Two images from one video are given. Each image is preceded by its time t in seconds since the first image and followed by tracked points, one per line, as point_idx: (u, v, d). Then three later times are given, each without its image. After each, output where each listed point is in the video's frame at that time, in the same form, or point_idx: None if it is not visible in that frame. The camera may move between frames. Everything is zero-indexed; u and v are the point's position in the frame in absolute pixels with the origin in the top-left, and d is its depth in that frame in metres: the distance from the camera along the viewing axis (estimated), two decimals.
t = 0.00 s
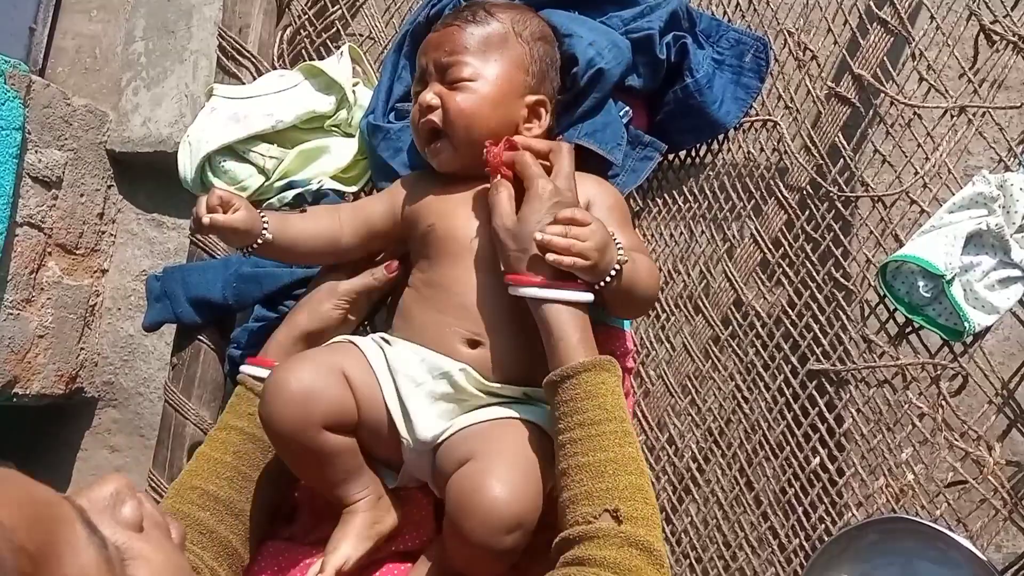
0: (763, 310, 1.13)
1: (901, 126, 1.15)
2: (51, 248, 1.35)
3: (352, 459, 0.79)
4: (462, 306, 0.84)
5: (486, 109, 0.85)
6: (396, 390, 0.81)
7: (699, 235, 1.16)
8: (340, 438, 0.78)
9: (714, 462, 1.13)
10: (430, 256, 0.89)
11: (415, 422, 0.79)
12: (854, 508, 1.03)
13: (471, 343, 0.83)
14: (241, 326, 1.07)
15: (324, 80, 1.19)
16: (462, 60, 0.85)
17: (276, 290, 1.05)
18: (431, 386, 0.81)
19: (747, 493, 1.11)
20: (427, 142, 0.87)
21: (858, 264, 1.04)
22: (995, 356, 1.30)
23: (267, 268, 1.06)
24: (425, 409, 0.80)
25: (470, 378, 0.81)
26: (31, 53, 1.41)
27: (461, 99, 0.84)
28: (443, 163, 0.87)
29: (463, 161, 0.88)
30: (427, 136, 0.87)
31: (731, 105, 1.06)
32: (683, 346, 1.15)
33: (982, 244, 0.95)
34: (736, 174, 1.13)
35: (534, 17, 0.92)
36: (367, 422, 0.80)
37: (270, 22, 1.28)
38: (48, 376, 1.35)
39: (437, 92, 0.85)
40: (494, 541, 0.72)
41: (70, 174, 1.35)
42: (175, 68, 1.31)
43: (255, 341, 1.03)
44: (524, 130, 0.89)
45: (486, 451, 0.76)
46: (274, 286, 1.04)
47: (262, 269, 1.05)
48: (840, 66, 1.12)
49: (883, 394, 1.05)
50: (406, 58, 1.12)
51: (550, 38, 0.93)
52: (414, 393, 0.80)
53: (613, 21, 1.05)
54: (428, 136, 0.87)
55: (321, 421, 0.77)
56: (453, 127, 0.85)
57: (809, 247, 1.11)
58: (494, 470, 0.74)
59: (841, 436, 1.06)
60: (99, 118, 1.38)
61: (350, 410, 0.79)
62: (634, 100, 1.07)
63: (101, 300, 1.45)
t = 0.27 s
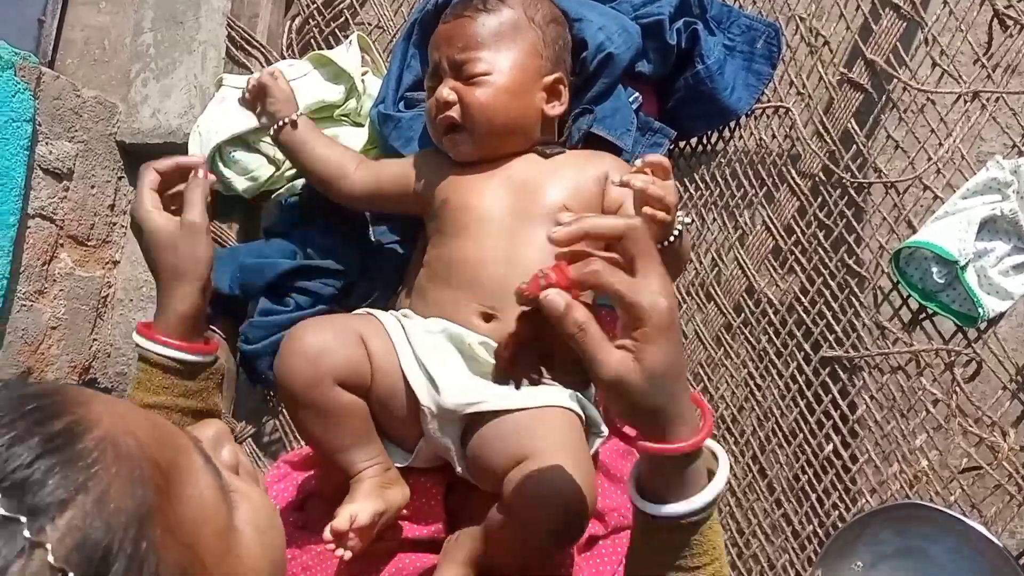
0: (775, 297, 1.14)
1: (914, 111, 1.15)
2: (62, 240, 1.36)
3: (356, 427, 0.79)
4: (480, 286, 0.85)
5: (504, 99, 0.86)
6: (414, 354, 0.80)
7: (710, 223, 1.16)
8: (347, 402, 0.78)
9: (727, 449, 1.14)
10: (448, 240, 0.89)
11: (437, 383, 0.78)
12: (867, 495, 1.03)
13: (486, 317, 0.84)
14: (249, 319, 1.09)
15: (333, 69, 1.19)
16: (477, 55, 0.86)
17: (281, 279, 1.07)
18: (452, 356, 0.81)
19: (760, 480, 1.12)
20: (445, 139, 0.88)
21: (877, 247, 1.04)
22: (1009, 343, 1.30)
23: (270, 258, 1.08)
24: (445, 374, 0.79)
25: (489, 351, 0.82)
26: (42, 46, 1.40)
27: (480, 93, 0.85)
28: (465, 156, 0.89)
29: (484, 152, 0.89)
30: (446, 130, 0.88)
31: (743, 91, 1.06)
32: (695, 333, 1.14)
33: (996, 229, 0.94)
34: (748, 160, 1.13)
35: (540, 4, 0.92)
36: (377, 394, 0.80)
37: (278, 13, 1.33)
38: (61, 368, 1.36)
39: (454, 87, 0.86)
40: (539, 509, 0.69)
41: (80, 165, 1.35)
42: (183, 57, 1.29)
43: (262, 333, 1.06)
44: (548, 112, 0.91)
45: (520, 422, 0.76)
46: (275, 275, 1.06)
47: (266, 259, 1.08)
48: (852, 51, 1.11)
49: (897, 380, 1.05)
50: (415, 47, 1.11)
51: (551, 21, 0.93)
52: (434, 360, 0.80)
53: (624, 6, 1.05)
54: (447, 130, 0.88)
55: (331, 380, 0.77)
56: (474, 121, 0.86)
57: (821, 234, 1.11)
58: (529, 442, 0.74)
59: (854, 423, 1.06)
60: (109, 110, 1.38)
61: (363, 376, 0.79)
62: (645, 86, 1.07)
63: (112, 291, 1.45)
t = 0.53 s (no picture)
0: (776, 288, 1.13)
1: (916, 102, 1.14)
2: (61, 235, 1.35)
3: (351, 385, 0.79)
4: (480, 270, 0.88)
5: (557, 99, 0.91)
6: (418, 333, 0.82)
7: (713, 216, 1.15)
8: (352, 358, 0.79)
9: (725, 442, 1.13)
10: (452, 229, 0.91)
11: (436, 361, 0.80)
12: (867, 486, 1.03)
13: (485, 301, 0.87)
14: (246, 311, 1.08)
15: (333, 62, 1.19)
16: (537, 58, 0.90)
17: (278, 271, 1.07)
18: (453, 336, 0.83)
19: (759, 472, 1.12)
20: (490, 136, 0.91)
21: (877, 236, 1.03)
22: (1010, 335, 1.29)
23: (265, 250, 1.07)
24: (449, 353, 0.81)
25: (492, 334, 0.83)
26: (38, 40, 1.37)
27: (536, 93, 0.90)
28: (511, 153, 0.92)
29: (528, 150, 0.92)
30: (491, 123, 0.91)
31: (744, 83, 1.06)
32: (695, 324, 1.15)
33: (998, 220, 0.94)
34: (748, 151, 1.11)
35: None
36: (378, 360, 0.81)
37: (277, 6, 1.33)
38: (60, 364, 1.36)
39: (511, 85, 0.89)
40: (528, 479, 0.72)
41: (79, 160, 1.35)
42: (183, 54, 1.37)
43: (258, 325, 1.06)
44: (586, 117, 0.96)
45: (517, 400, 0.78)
46: (271, 268, 1.06)
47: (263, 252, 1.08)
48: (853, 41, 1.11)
49: (897, 370, 1.04)
50: (416, 36, 1.11)
51: (587, 19, 0.95)
52: (437, 339, 0.82)
53: None
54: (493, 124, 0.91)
55: (342, 333, 0.79)
56: (530, 118, 0.90)
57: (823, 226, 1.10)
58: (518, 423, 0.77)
59: (853, 414, 1.05)
60: (108, 105, 1.38)
61: (369, 339, 0.81)
62: (647, 77, 1.07)
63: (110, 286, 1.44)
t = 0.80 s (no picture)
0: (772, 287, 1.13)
1: (908, 96, 1.14)
2: (56, 245, 1.35)
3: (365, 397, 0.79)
4: (473, 274, 0.88)
5: (552, 99, 0.89)
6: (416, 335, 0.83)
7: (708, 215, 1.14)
8: (357, 370, 0.79)
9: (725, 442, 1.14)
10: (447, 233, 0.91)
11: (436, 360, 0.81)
12: (866, 484, 1.03)
13: (476, 302, 0.87)
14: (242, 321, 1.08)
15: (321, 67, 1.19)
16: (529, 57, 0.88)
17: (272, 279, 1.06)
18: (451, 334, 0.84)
19: (759, 472, 1.11)
20: (486, 134, 0.89)
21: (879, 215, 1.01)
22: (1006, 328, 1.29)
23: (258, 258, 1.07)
24: (449, 354, 0.82)
25: (489, 332, 0.83)
26: (29, 49, 1.35)
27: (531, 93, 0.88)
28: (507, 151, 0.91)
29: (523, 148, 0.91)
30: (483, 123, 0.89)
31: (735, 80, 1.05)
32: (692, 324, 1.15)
33: (990, 214, 0.94)
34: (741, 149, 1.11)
35: None
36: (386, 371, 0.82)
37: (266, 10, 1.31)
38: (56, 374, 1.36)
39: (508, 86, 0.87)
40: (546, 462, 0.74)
41: (72, 170, 1.35)
42: (173, 59, 1.36)
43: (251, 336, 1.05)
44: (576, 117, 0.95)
45: (522, 379, 0.79)
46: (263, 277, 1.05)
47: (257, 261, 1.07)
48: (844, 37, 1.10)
49: (893, 368, 1.04)
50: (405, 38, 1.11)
51: (578, 18, 0.94)
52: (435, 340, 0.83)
53: None
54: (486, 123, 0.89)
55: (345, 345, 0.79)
56: (527, 119, 0.88)
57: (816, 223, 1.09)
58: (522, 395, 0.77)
59: (851, 412, 1.05)
60: (99, 113, 1.37)
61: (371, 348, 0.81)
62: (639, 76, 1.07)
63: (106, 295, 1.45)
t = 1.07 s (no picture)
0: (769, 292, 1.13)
1: (905, 105, 1.15)
2: (56, 246, 1.36)
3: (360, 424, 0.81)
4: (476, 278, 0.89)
5: (555, 106, 0.90)
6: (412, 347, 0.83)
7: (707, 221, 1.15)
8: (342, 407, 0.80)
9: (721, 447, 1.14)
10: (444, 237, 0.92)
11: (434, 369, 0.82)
12: (861, 490, 1.03)
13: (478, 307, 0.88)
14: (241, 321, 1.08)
15: (323, 72, 1.20)
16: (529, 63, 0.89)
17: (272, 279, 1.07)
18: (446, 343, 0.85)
19: (755, 477, 1.12)
20: (490, 146, 0.92)
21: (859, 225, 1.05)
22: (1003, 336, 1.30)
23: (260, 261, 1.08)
24: (446, 363, 0.83)
25: (488, 337, 0.85)
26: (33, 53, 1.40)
27: (535, 101, 0.89)
28: (512, 159, 0.92)
29: (528, 155, 0.92)
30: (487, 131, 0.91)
31: (733, 88, 1.06)
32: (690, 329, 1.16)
33: (987, 222, 0.94)
34: (739, 157, 1.12)
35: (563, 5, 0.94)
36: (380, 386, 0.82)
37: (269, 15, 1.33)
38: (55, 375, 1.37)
39: (511, 93, 0.88)
40: (546, 456, 0.75)
41: (73, 172, 1.35)
42: (176, 64, 1.35)
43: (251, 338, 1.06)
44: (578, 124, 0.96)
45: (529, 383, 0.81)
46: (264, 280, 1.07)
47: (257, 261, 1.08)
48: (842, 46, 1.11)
49: (889, 374, 1.04)
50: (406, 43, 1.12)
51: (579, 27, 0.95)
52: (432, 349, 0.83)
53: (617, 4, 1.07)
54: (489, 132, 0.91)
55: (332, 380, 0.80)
56: (532, 127, 0.90)
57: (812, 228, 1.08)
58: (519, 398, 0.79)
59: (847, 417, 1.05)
60: (100, 116, 1.37)
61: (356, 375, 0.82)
62: (637, 83, 1.08)
63: (106, 297, 1.44)
